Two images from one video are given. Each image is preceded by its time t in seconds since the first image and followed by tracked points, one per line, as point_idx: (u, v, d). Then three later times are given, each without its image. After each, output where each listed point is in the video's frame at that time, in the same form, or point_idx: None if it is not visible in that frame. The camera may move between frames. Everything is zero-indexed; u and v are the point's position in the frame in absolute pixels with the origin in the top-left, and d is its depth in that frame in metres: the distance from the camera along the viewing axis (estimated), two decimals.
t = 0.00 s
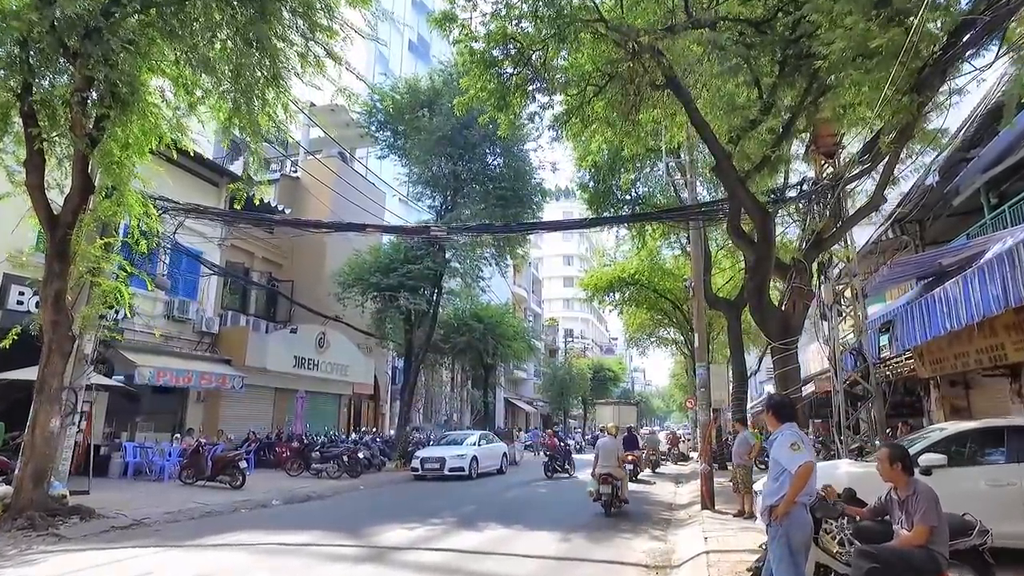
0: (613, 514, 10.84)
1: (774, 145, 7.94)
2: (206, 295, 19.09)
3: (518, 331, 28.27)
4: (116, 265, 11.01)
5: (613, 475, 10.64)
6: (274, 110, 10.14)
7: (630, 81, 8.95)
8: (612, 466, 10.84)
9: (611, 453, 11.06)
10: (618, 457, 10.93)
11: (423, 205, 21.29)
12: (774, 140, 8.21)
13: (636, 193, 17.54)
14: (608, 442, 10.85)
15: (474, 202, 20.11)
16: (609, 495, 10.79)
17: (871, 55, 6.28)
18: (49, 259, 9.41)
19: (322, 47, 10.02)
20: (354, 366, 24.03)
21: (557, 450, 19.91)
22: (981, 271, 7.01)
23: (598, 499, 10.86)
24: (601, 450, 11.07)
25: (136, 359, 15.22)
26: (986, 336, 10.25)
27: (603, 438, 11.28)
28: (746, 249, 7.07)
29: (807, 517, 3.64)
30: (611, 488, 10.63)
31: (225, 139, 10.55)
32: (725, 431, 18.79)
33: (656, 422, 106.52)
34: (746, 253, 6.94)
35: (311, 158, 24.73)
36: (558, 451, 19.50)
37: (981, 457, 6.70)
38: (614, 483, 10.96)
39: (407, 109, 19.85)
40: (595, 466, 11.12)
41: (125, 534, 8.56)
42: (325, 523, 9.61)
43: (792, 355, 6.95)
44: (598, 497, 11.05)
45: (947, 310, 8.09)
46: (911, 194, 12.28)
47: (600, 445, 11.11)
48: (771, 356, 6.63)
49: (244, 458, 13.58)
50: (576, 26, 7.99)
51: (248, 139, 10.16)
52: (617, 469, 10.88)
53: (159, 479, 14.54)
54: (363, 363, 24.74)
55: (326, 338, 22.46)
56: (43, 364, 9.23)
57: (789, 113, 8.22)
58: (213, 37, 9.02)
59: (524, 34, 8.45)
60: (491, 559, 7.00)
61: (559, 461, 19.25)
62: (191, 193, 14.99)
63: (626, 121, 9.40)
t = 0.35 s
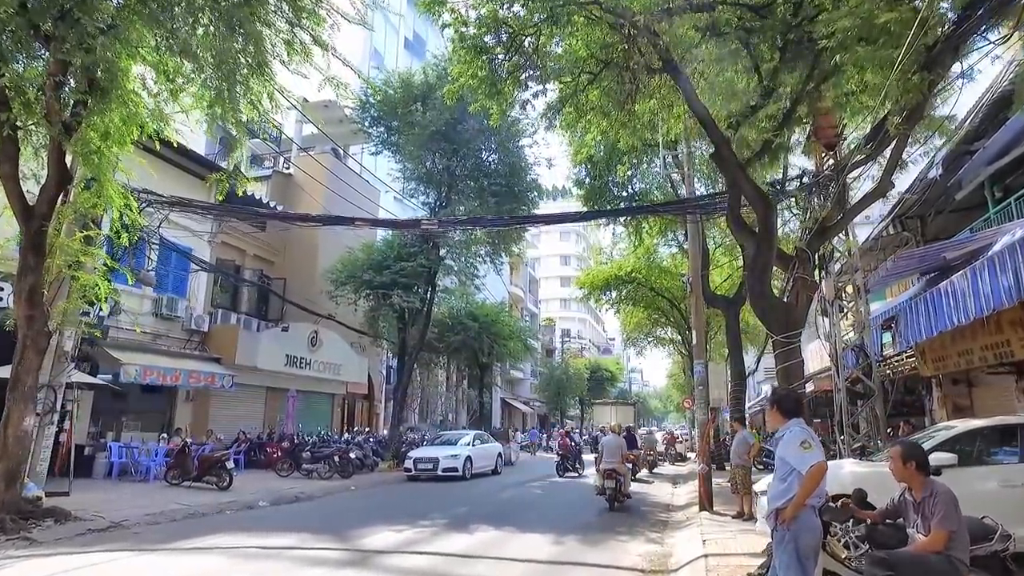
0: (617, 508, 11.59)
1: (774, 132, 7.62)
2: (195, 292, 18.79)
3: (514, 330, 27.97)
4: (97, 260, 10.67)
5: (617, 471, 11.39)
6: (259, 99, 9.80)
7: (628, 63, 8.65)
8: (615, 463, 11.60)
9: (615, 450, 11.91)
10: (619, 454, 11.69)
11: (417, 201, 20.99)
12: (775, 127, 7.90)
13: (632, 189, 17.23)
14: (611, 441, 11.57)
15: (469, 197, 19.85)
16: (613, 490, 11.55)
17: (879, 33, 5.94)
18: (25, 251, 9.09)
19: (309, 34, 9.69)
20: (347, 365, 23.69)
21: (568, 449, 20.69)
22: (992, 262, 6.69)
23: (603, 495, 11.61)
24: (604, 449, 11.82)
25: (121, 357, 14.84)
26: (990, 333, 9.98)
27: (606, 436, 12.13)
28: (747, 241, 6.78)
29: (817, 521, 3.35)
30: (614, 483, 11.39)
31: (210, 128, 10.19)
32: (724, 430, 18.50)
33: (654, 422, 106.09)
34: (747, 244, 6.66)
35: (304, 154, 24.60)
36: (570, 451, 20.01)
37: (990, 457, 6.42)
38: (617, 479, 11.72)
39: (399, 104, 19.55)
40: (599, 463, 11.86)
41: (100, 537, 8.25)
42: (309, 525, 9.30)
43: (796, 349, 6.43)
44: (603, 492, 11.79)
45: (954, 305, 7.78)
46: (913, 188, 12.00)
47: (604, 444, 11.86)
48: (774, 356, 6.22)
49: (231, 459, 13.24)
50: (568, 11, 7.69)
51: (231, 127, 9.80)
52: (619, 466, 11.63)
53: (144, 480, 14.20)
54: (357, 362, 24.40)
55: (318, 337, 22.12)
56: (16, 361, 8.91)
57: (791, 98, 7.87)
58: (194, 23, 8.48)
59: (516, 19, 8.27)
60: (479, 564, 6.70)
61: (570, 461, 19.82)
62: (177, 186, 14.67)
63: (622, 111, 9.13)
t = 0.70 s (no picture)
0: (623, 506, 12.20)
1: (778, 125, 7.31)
2: (190, 291, 18.56)
3: (514, 329, 27.70)
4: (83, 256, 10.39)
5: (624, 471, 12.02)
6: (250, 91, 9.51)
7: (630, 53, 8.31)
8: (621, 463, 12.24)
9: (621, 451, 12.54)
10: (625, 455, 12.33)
11: (414, 199, 20.73)
12: (779, 116, 7.58)
13: (633, 186, 16.99)
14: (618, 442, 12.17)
15: (467, 195, 19.60)
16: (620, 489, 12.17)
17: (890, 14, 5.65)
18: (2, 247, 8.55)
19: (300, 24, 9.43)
20: (345, 364, 23.43)
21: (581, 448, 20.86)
22: (1007, 257, 6.41)
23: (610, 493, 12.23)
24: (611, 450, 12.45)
25: (113, 356, 14.59)
26: (999, 333, 9.71)
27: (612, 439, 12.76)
28: (752, 235, 6.50)
29: (828, 532, 3.08)
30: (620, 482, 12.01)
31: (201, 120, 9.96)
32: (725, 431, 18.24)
33: (655, 423, 105.71)
34: (752, 237, 6.37)
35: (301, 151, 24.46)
36: (585, 450, 20.15)
37: (1002, 461, 6.18)
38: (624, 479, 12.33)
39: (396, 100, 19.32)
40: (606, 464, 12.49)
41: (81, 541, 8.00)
42: (299, 529, 9.04)
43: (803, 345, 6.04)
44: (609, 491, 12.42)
45: (966, 303, 7.49)
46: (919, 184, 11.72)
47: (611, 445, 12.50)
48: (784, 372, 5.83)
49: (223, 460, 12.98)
50: None
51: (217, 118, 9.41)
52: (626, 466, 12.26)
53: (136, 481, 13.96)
54: (354, 361, 24.13)
55: (315, 336, 21.87)
56: None
57: (796, 87, 7.49)
58: (180, 10, 8.25)
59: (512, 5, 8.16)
60: (470, 570, 6.43)
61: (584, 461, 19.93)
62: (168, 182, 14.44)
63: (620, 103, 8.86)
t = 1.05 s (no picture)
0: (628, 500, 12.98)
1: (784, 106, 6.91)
2: (182, 287, 18.23)
3: (513, 327, 27.35)
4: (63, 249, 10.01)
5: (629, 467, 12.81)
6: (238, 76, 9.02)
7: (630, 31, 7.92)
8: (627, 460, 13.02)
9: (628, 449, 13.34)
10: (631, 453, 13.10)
11: (410, 194, 20.36)
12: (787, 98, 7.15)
13: (633, 181, 16.55)
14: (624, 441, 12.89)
15: (464, 190, 19.21)
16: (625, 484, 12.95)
17: None
18: None
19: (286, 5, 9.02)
20: (340, 363, 23.06)
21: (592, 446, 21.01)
22: None
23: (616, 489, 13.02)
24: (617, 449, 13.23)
25: (101, 353, 14.22)
26: (1013, 328, 9.34)
27: (619, 438, 13.55)
28: (756, 222, 6.14)
29: (851, 540, 2.71)
30: (626, 478, 12.80)
31: (178, 114, 9.32)
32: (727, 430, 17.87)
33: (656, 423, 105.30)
34: (757, 223, 6.01)
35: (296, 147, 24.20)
36: (596, 449, 20.41)
37: None
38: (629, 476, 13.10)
39: (392, 93, 18.98)
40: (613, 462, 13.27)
41: (55, 545, 7.63)
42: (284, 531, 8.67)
43: (814, 337, 5.63)
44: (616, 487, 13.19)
45: (984, 294, 7.09)
46: (929, 174, 11.33)
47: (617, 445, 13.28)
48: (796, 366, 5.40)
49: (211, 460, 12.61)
50: None
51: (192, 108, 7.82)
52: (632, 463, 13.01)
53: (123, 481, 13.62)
54: (351, 359, 23.76)
55: (309, 333, 21.51)
56: None
57: (805, 66, 7.04)
58: None
59: None
60: None
61: (596, 459, 20.21)
62: (153, 172, 14.09)
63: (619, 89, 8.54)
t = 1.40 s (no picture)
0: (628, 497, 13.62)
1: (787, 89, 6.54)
2: (171, 285, 17.88)
3: (509, 326, 27.04)
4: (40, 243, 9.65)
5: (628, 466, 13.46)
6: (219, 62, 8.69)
7: (629, 10, 7.59)
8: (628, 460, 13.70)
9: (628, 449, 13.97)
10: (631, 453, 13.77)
11: (403, 189, 20.00)
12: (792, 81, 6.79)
13: (630, 177, 16.21)
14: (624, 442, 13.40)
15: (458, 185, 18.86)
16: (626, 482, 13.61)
17: None
18: None
19: None
20: (333, 362, 22.70)
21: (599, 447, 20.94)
22: None
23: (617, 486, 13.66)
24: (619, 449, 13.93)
25: (84, 352, 13.86)
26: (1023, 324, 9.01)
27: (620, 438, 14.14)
28: (759, 211, 5.79)
29: (873, 554, 2.40)
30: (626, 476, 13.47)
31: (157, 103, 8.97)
32: (726, 430, 17.56)
33: (654, 423, 104.93)
34: (760, 212, 5.66)
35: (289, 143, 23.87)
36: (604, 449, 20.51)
37: None
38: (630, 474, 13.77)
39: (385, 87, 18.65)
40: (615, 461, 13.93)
41: (25, 552, 7.30)
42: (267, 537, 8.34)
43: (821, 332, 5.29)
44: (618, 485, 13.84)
45: (998, 287, 6.75)
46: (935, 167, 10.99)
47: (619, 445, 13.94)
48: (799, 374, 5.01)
49: (196, 462, 12.26)
50: None
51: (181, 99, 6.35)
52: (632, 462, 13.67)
53: (107, 483, 13.27)
54: (344, 358, 23.41)
55: (302, 332, 21.16)
56: None
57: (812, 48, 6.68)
58: None
59: None
60: None
61: (605, 459, 20.32)
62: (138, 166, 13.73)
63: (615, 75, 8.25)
